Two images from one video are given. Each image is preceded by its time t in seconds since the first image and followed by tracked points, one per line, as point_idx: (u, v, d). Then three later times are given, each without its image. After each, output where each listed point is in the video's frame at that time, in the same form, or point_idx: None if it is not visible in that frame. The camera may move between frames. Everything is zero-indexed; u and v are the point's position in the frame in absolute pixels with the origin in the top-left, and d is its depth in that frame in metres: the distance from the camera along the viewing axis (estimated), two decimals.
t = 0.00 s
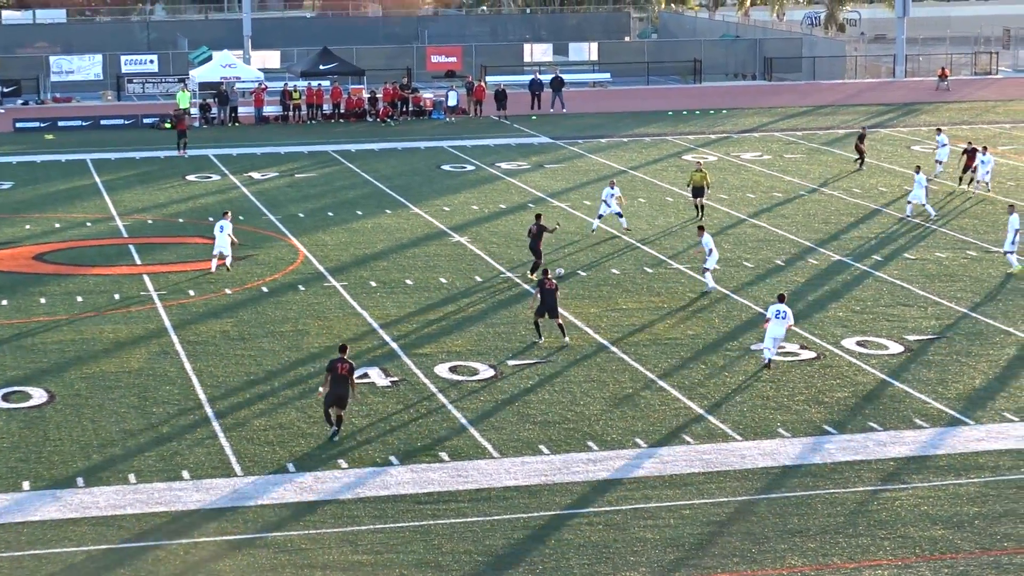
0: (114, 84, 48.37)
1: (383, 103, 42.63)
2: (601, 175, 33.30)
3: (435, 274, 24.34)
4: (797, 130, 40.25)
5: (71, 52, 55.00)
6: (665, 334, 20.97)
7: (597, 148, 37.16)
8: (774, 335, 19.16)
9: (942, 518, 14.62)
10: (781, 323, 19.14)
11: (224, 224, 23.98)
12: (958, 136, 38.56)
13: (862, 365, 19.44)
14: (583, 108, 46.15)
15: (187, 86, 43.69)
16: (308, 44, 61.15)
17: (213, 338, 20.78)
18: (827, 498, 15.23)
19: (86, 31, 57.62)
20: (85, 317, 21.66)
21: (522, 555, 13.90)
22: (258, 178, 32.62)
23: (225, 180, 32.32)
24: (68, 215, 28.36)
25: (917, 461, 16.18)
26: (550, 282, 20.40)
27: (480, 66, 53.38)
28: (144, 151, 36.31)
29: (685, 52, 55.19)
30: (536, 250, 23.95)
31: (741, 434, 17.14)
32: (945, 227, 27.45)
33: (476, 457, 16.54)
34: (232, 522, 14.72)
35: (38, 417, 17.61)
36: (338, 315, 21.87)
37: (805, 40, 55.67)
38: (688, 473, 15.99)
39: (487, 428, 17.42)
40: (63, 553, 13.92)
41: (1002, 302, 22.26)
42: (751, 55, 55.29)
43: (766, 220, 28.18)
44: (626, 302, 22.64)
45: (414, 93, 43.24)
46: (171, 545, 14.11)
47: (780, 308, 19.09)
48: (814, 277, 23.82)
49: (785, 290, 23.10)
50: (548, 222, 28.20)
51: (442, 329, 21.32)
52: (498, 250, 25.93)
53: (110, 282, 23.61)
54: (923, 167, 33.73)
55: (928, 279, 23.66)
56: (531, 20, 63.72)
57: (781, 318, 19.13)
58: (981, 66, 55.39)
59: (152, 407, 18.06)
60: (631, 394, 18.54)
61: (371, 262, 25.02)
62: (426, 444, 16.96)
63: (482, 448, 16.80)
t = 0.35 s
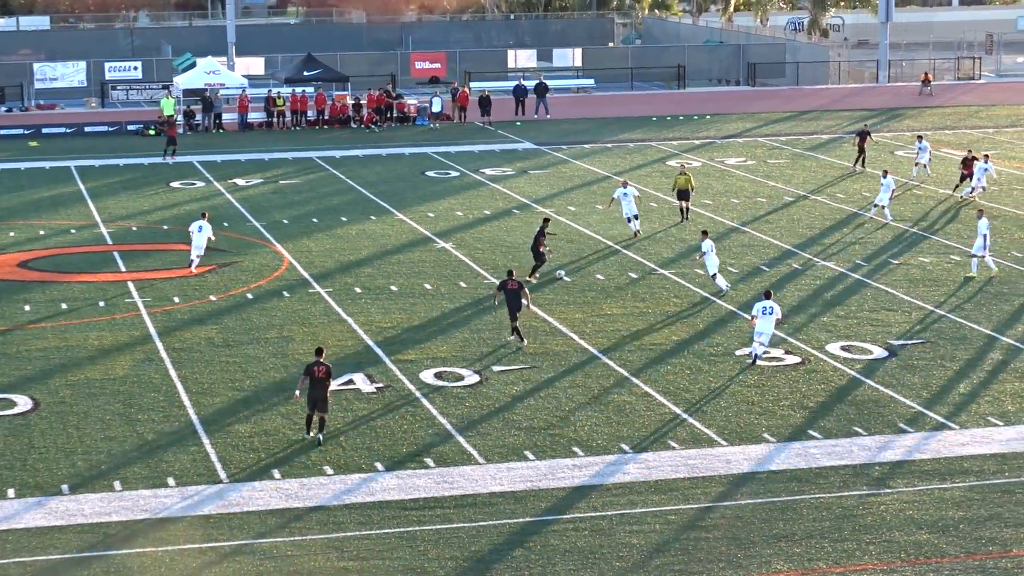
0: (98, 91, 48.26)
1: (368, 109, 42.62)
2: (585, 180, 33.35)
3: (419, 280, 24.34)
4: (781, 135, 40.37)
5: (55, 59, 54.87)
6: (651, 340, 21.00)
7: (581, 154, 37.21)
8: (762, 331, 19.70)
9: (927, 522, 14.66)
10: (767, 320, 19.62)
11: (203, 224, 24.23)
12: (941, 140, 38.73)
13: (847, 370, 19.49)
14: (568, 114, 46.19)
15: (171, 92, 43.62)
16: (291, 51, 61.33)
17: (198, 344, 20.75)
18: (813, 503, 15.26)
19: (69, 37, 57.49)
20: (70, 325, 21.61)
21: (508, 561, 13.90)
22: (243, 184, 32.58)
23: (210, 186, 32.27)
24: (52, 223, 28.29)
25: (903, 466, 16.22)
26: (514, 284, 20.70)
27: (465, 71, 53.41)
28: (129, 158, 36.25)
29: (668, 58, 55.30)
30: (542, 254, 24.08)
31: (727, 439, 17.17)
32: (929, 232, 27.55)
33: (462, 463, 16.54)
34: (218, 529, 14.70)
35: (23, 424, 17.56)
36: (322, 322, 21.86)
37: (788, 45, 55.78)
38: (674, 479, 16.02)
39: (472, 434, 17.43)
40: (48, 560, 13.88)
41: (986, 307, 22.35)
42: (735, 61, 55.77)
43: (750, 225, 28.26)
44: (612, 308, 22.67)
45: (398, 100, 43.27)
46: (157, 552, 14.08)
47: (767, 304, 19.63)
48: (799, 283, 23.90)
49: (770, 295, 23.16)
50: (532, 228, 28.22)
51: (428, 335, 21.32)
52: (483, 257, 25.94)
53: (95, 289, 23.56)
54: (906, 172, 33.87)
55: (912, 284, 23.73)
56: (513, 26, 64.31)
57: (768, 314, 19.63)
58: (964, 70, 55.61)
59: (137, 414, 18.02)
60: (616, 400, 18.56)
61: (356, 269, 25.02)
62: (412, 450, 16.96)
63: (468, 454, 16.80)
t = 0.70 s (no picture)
0: (84, 97, 48.15)
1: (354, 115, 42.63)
2: (572, 186, 33.39)
3: (406, 286, 24.34)
4: (767, 140, 40.47)
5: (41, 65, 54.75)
6: (637, 345, 21.02)
7: (568, 159, 37.26)
8: (768, 328, 19.90)
9: (914, 527, 14.69)
10: (772, 316, 19.87)
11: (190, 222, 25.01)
12: (926, 144, 38.84)
13: (833, 375, 19.53)
14: (554, 120, 46.18)
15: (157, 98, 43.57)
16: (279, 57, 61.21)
17: (185, 351, 20.71)
18: (800, 508, 15.28)
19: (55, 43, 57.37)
20: (56, 331, 21.56)
21: (496, 566, 13.90)
22: (229, 190, 32.53)
23: (196, 193, 32.22)
24: (38, 229, 28.23)
25: (890, 471, 16.25)
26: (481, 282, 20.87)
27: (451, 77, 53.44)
28: (116, 164, 36.18)
29: (654, 63, 55.27)
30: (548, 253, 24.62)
31: (714, 444, 17.18)
32: (915, 236, 27.64)
33: (449, 469, 16.53)
34: (205, 535, 14.67)
35: (9, 431, 17.51)
36: (309, 328, 21.84)
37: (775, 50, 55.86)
38: (660, 484, 16.02)
39: (459, 439, 17.42)
40: (33, 567, 13.83)
41: (972, 311, 22.41)
42: (721, 66, 55.13)
43: (737, 229, 28.34)
44: (598, 313, 22.70)
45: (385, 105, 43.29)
46: (143, 559, 14.05)
47: (770, 300, 19.94)
48: (785, 287, 23.95)
49: (757, 300, 23.19)
50: (520, 233, 28.24)
51: (415, 341, 21.31)
52: (470, 262, 25.94)
53: (81, 295, 23.51)
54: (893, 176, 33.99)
55: (898, 288, 23.79)
56: (500, 31, 63.61)
57: (771, 311, 19.92)
58: (950, 75, 55.78)
59: (123, 420, 17.99)
60: (602, 405, 18.57)
61: (343, 274, 25.01)
62: (398, 455, 16.95)
63: (455, 460, 16.80)
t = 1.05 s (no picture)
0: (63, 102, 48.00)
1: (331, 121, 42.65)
2: (548, 191, 33.48)
3: (382, 292, 24.33)
4: (744, 145, 40.62)
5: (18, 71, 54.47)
6: (612, 350, 21.07)
7: (543, 164, 37.36)
8: (762, 324, 20.01)
9: (888, 532, 14.72)
10: (767, 313, 19.96)
11: (178, 223, 25.57)
12: (902, 148, 39.02)
13: (809, 380, 19.58)
14: (531, 126, 46.46)
15: (135, 104, 43.50)
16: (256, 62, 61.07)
17: (160, 358, 20.67)
18: (774, 513, 15.32)
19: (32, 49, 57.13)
20: (30, 339, 21.49)
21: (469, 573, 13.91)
22: (205, 198, 32.46)
23: (173, 200, 32.16)
24: (14, 236, 28.15)
25: (865, 475, 16.30)
26: (439, 280, 21.48)
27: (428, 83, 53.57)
28: (96, 171, 36.08)
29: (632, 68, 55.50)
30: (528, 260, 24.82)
31: (689, 450, 17.21)
32: (891, 241, 27.73)
33: (423, 475, 16.53)
34: (179, 543, 14.63)
35: None
36: (285, 335, 21.82)
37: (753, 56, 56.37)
38: (635, 490, 16.05)
39: (434, 446, 17.43)
40: None
41: (948, 315, 22.50)
42: (699, 70, 55.59)
43: (712, 234, 28.48)
44: (574, 319, 22.72)
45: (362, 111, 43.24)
46: (115, 568, 14.02)
47: (766, 297, 19.95)
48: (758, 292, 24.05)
49: (730, 306, 23.30)
50: (496, 239, 28.31)
51: (392, 347, 21.30)
52: (446, 267, 25.95)
53: (56, 303, 23.44)
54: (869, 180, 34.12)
55: (873, 293, 23.88)
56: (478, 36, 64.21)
57: (768, 309, 19.98)
58: (927, 79, 56.03)
59: (98, 428, 17.94)
60: (577, 411, 18.59)
61: (319, 281, 25.00)
62: (373, 462, 16.94)
63: (430, 466, 16.80)
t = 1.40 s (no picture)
0: None
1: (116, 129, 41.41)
2: (339, 199, 33.23)
3: (173, 302, 23.68)
4: (535, 150, 41.15)
5: None
6: (405, 356, 21.00)
7: (333, 172, 37.11)
8: (575, 323, 20.45)
9: (679, 531, 14.86)
10: (576, 312, 20.41)
11: None
12: (687, 153, 40.14)
13: (599, 382, 19.85)
14: (320, 133, 46.10)
15: None
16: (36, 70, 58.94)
17: None
18: (569, 516, 15.38)
19: None
20: None
21: None
22: None
23: None
24: None
25: (657, 476, 16.50)
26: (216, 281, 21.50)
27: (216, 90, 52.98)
28: None
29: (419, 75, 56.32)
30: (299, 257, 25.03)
31: (482, 455, 17.22)
32: (677, 244, 28.41)
33: (214, 486, 16.10)
34: None
35: None
36: (72, 346, 21.00)
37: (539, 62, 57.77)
38: (429, 496, 15.96)
39: (226, 455, 17.02)
40: None
41: (733, 316, 23.16)
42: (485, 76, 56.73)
43: (503, 240, 28.85)
44: (367, 326, 22.58)
45: (148, 120, 42.41)
46: None
47: (573, 297, 20.42)
48: (548, 297, 24.38)
49: (522, 310, 23.53)
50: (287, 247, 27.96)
51: (184, 358, 20.72)
52: (238, 277, 25.52)
53: None
54: (656, 185, 34.96)
55: (659, 296, 24.41)
56: (265, 43, 63.32)
57: (575, 309, 20.44)
58: (712, 85, 57.85)
59: None
60: (371, 418, 18.42)
61: (107, 291, 24.17)
62: (165, 473, 16.42)
63: (223, 477, 16.38)
